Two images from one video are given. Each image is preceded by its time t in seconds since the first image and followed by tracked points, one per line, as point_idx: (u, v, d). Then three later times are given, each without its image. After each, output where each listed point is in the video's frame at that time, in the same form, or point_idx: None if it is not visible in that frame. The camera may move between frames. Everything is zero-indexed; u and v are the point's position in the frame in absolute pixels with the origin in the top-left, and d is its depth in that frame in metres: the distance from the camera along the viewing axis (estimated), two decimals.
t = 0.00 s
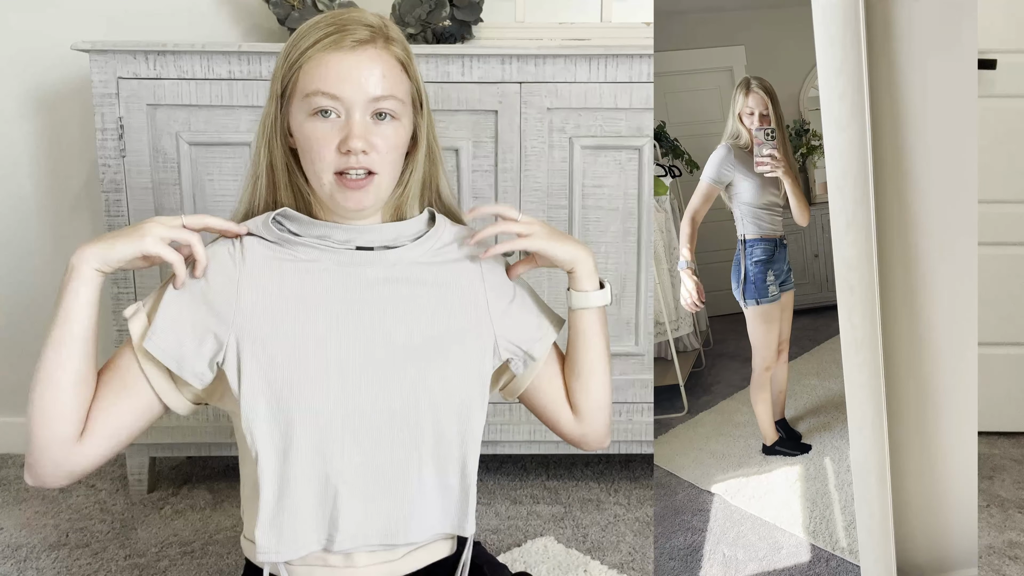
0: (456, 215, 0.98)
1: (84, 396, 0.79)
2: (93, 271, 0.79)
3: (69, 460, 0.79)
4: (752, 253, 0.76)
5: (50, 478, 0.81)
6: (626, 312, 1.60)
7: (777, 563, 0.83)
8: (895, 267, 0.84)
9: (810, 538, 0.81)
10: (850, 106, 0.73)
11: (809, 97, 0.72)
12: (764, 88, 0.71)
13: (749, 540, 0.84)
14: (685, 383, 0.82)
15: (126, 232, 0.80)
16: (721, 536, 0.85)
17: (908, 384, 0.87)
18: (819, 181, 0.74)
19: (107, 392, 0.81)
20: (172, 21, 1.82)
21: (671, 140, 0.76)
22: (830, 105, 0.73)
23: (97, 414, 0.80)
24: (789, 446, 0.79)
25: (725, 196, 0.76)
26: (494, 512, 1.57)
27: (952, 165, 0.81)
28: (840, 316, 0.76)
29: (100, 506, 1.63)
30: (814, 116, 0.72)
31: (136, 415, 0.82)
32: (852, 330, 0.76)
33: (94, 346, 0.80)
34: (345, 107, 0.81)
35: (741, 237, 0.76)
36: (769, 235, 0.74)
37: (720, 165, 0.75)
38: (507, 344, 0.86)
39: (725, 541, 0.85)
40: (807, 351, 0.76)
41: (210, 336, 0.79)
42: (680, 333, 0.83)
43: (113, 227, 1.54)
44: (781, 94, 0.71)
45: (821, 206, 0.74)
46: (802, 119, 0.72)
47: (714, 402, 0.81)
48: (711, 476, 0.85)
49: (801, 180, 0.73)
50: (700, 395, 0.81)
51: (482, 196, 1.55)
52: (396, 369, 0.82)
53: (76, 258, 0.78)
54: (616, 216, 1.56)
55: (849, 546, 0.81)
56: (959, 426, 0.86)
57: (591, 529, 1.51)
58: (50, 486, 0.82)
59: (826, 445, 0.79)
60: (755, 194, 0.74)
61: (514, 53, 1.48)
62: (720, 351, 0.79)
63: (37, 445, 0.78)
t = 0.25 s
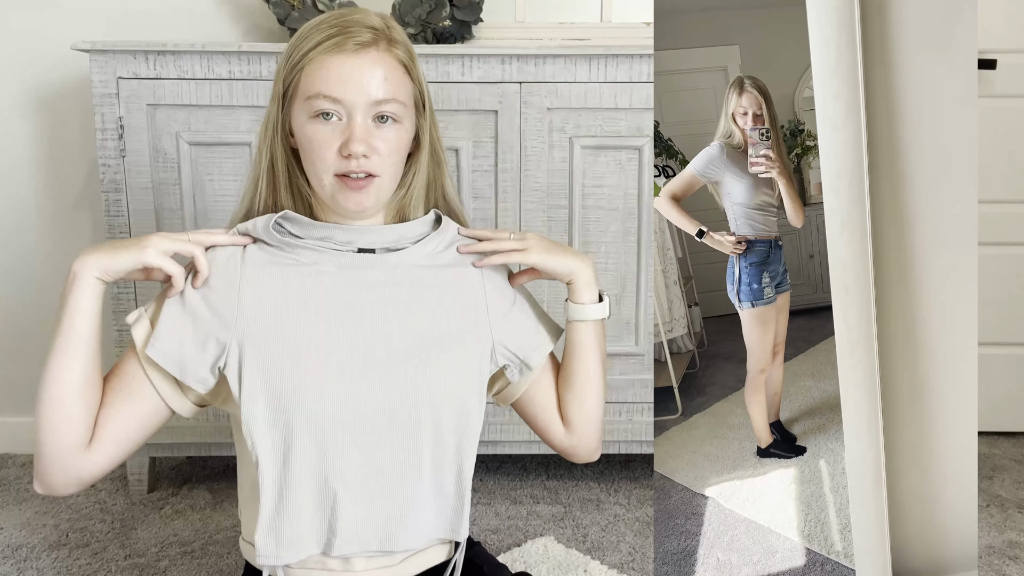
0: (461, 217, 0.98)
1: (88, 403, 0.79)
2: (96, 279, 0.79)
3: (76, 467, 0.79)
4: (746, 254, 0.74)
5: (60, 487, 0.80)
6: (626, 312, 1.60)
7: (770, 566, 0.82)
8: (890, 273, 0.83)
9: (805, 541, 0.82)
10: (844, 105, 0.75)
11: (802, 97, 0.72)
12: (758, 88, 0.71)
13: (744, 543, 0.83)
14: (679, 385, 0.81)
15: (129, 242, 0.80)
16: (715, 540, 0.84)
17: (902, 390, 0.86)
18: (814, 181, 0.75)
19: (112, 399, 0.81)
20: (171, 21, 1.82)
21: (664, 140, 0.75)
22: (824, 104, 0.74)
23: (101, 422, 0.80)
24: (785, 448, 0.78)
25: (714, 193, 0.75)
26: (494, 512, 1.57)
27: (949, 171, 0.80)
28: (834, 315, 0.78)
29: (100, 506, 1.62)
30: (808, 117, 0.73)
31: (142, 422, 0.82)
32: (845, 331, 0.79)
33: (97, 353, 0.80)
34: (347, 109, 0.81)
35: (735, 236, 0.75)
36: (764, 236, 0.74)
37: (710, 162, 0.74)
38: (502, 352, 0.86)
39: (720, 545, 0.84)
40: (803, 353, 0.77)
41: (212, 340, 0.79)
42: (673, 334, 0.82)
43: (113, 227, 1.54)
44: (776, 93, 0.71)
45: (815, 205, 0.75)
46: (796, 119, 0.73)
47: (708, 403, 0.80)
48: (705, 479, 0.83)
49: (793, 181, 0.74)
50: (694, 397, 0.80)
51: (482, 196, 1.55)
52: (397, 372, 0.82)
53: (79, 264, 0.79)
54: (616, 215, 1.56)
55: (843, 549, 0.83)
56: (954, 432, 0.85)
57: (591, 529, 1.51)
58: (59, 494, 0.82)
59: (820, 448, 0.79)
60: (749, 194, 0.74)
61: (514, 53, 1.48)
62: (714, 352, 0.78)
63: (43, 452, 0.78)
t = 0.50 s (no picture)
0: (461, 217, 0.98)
1: (90, 407, 0.79)
2: (94, 283, 0.79)
3: (80, 473, 0.79)
4: (741, 254, 0.75)
5: (63, 493, 0.80)
6: (626, 312, 1.60)
7: (766, 567, 0.83)
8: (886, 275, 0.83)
9: (800, 542, 0.82)
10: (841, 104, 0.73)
11: (798, 97, 0.72)
12: (753, 88, 0.72)
13: (739, 544, 0.84)
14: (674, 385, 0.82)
15: (125, 246, 0.80)
16: (711, 541, 0.84)
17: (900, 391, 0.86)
18: (811, 181, 0.74)
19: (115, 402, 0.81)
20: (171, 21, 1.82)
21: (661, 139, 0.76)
22: (820, 103, 0.73)
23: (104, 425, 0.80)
24: (780, 448, 0.79)
25: (709, 191, 0.76)
26: (494, 512, 1.57)
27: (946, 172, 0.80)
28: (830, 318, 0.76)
29: (100, 506, 1.62)
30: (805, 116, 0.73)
31: (144, 425, 0.82)
32: (842, 332, 0.77)
33: (98, 357, 0.80)
34: (347, 109, 0.81)
35: (728, 231, 0.76)
36: (759, 236, 0.74)
37: (704, 159, 0.75)
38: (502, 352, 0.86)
39: (715, 546, 0.84)
40: (801, 352, 0.76)
41: (212, 343, 0.79)
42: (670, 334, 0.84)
43: (113, 227, 1.54)
44: (771, 93, 0.72)
45: (810, 206, 0.74)
46: (792, 119, 0.73)
47: (704, 403, 0.81)
48: (701, 479, 0.84)
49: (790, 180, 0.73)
50: (690, 397, 0.82)
51: (482, 196, 1.55)
52: (398, 373, 0.82)
53: (76, 269, 0.79)
54: (616, 215, 1.56)
55: (840, 550, 0.82)
56: (952, 431, 0.85)
57: (591, 529, 1.51)
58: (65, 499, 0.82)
59: (816, 448, 0.79)
60: (744, 193, 0.75)
61: (514, 53, 1.48)
62: (710, 352, 0.79)
63: (46, 460, 0.78)
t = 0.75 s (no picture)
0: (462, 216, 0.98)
1: (91, 409, 0.79)
2: (94, 284, 0.79)
3: (83, 474, 0.79)
4: (739, 254, 0.76)
5: (65, 495, 0.80)
6: (626, 312, 1.60)
7: (765, 565, 0.83)
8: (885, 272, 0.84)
9: (798, 542, 0.82)
10: (839, 103, 0.73)
11: (796, 97, 0.73)
12: (751, 87, 0.72)
13: (736, 544, 0.83)
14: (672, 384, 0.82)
15: (125, 247, 0.80)
16: (708, 540, 0.84)
17: (899, 388, 0.86)
18: (808, 181, 0.74)
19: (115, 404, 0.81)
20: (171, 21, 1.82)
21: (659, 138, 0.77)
22: (818, 102, 0.73)
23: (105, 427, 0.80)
24: (777, 447, 0.79)
25: (707, 189, 0.76)
26: (494, 512, 1.57)
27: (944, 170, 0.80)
28: (828, 317, 0.76)
29: (100, 506, 1.62)
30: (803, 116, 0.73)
31: (145, 427, 0.82)
32: (840, 331, 0.76)
33: (98, 359, 0.80)
34: (348, 110, 0.81)
35: (725, 229, 0.76)
36: (757, 235, 0.74)
37: (702, 157, 0.75)
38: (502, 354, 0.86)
39: (712, 545, 0.84)
40: (798, 352, 0.76)
41: (212, 343, 0.79)
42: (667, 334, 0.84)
43: (113, 227, 1.54)
44: (769, 92, 0.72)
45: (808, 206, 0.74)
46: (790, 119, 0.73)
47: (702, 403, 0.82)
48: (699, 479, 0.85)
49: (789, 180, 0.73)
50: (688, 397, 0.82)
51: (482, 196, 1.55)
52: (398, 374, 0.81)
53: (75, 271, 0.78)
54: (616, 216, 1.56)
55: (837, 549, 0.81)
56: (951, 429, 0.85)
57: (591, 529, 1.51)
58: (68, 501, 0.82)
59: (814, 448, 0.79)
60: (741, 192, 0.75)
61: (514, 53, 1.48)
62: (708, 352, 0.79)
63: (49, 463, 0.78)
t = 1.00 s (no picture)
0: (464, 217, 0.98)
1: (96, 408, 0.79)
2: (97, 284, 0.78)
3: (89, 475, 0.79)
4: (735, 253, 0.75)
5: (71, 496, 0.80)
6: (626, 312, 1.60)
7: (760, 564, 0.83)
8: (880, 271, 0.84)
9: (795, 542, 0.83)
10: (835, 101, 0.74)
11: (793, 97, 0.73)
12: (749, 87, 0.72)
13: (733, 543, 0.84)
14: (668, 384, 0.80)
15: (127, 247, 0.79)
16: (705, 540, 0.84)
17: (896, 387, 0.86)
18: (805, 181, 0.75)
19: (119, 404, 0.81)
20: (171, 21, 1.82)
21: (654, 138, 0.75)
22: (814, 102, 0.74)
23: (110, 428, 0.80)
24: (773, 446, 0.80)
25: (704, 189, 0.75)
26: (494, 512, 1.57)
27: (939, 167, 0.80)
28: (822, 316, 0.77)
29: (100, 506, 1.62)
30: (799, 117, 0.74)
31: (150, 426, 0.82)
32: (834, 330, 0.78)
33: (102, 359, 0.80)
34: (351, 108, 0.81)
35: (721, 230, 0.75)
36: (754, 234, 0.75)
37: (699, 157, 0.75)
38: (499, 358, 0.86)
39: (710, 544, 0.84)
40: (794, 352, 0.77)
41: (213, 342, 0.79)
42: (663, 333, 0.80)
43: (113, 227, 1.54)
44: (766, 92, 0.72)
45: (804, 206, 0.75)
46: (787, 119, 0.74)
47: (699, 404, 0.80)
48: (695, 479, 0.83)
49: (784, 180, 0.75)
50: (684, 398, 0.80)
51: (482, 195, 1.55)
52: (399, 374, 0.81)
53: (78, 271, 0.78)
54: (616, 216, 1.56)
55: (833, 547, 0.83)
56: (949, 429, 0.86)
57: (591, 529, 1.51)
58: (74, 502, 0.82)
59: (810, 446, 0.80)
60: (738, 192, 0.74)
61: (514, 53, 1.48)
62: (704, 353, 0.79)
63: (53, 464, 0.78)
